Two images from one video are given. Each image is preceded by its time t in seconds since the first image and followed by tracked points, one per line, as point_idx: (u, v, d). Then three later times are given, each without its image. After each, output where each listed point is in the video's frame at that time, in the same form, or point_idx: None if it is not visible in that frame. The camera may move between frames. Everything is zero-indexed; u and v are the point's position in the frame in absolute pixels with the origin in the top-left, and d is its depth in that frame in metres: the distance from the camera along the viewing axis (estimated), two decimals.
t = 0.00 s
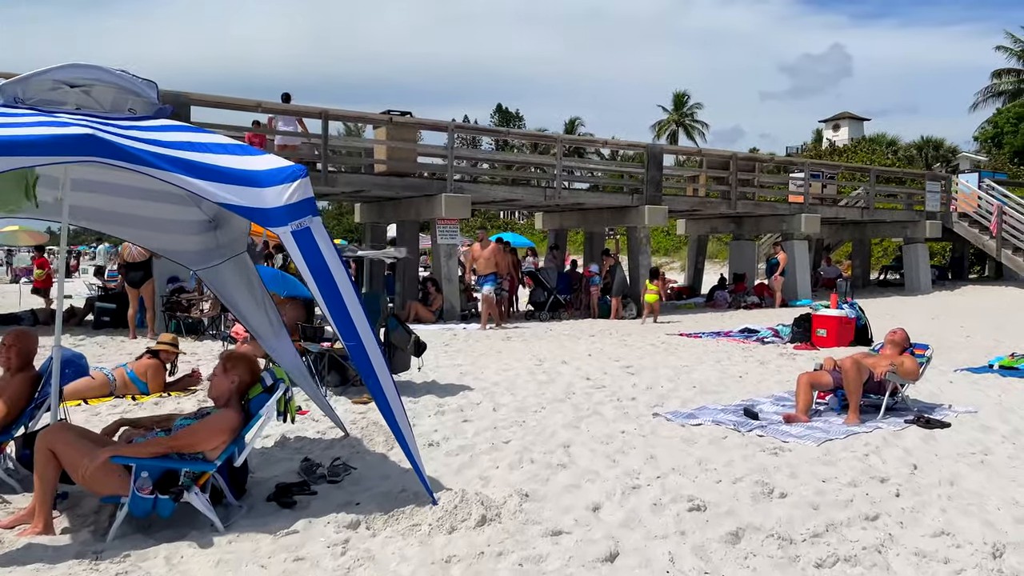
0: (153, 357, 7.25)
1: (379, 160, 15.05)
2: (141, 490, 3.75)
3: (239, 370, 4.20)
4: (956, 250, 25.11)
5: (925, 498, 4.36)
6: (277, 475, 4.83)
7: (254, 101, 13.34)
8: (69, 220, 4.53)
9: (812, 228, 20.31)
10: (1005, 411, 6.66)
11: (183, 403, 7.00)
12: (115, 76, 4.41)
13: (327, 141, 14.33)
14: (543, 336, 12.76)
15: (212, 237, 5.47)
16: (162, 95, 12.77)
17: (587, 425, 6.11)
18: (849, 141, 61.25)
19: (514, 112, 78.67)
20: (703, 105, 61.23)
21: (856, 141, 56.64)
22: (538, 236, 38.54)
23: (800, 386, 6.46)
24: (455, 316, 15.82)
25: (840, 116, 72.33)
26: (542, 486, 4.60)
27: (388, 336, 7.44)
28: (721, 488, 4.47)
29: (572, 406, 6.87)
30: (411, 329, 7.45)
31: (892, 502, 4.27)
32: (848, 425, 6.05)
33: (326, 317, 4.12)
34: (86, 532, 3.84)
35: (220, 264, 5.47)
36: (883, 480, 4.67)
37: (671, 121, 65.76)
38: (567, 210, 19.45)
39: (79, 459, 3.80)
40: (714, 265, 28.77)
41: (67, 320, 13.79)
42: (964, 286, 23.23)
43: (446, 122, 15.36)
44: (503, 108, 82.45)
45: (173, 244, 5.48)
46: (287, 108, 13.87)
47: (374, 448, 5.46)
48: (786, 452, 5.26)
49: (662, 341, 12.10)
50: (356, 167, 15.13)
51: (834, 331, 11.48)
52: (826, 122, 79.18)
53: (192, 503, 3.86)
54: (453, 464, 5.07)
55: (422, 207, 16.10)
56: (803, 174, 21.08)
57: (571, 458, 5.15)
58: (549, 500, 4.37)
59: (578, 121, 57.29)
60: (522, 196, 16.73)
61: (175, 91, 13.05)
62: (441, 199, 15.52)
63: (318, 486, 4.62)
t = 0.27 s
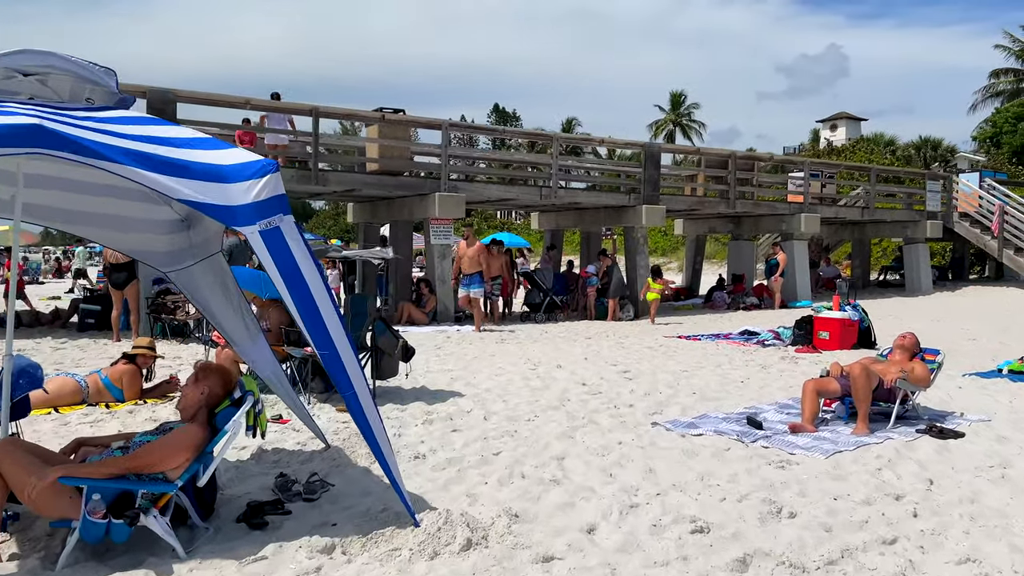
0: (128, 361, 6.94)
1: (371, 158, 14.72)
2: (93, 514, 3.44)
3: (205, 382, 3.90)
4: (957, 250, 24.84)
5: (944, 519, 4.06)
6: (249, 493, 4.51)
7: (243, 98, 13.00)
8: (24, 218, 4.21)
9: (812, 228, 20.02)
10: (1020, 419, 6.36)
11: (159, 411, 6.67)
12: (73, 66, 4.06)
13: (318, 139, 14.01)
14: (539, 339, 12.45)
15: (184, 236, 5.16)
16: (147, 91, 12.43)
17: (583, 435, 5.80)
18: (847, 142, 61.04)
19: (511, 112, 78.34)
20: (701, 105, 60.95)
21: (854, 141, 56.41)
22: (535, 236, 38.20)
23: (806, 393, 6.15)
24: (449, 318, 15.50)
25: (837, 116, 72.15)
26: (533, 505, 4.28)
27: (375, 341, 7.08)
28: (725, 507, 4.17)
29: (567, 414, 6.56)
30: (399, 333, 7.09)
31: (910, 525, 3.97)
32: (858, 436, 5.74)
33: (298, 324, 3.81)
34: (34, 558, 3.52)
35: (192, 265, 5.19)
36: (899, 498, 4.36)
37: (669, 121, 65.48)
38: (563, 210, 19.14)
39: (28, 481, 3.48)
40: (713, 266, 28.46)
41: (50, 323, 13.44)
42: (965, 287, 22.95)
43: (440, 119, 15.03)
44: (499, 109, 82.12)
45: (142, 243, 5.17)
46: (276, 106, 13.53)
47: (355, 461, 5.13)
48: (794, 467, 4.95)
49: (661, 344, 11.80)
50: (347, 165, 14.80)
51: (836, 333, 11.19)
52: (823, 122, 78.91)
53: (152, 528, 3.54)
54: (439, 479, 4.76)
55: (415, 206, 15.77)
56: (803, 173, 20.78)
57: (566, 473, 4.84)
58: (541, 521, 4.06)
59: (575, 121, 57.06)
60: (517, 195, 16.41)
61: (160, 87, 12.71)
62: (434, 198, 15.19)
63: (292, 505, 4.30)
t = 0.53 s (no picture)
0: (105, 364, 6.60)
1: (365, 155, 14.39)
2: (40, 535, 3.13)
3: (175, 389, 3.56)
4: (961, 250, 24.52)
5: (974, 536, 3.74)
6: (223, 506, 4.19)
7: (233, 92, 12.67)
8: None
9: (815, 227, 19.69)
10: None
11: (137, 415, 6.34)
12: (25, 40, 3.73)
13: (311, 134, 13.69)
14: (537, 339, 12.13)
15: (160, 231, 4.72)
16: (135, 84, 12.11)
17: (582, 442, 5.48)
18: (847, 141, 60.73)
19: (509, 112, 78.00)
20: (700, 104, 60.63)
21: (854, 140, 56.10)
22: (533, 236, 37.85)
23: (817, 398, 5.83)
24: (446, 318, 15.17)
25: (838, 116, 71.81)
26: (528, 520, 3.97)
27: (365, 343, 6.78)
28: (737, 524, 3.85)
29: (566, 419, 6.24)
30: (389, 335, 6.79)
31: (938, 543, 3.66)
32: (873, 443, 5.42)
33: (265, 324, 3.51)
34: None
35: (168, 262, 4.80)
36: (924, 512, 4.05)
37: (668, 120, 65.15)
38: (562, 208, 18.81)
39: None
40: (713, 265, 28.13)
41: (36, 323, 13.11)
42: (970, 286, 22.62)
43: (436, 115, 14.70)
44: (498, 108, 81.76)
45: (115, 237, 4.73)
46: (268, 100, 13.21)
47: (340, 470, 4.82)
48: (808, 477, 4.63)
49: (662, 345, 11.47)
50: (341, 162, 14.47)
51: (843, 334, 10.87)
52: (824, 121, 78.57)
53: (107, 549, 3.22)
54: (427, 490, 4.44)
55: (410, 204, 15.45)
56: (805, 171, 20.45)
57: (564, 484, 4.52)
58: (537, 538, 3.75)
59: (573, 120, 56.73)
60: (515, 192, 16.08)
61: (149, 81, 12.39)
62: (430, 196, 14.86)
63: (267, 520, 3.98)
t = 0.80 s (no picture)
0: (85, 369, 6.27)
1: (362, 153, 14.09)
2: None
3: (145, 403, 3.27)
4: (968, 250, 24.18)
5: (1011, 563, 3.45)
6: (197, 526, 3.89)
7: (227, 88, 12.37)
8: None
9: (821, 226, 19.37)
10: None
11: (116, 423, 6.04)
12: None
13: (306, 132, 13.40)
14: (537, 341, 11.83)
15: (133, 229, 4.42)
16: (126, 80, 11.82)
17: (584, 454, 5.18)
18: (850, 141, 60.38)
19: (510, 112, 77.69)
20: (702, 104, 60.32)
21: (858, 140, 55.73)
22: (534, 236, 37.53)
23: (832, 407, 5.51)
24: (445, 320, 14.87)
25: (841, 115, 71.42)
26: (527, 543, 3.67)
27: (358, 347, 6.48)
28: (752, 548, 3.56)
29: (567, 428, 5.94)
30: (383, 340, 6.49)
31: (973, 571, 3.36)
32: (892, 455, 5.11)
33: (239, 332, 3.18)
34: None
35: (141, 263, 4.49)
36: (955, 534, 3.75)
37: (670, 120, 64.80)
38: (563, 208, 18.50)
39: None
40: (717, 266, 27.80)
41: (27, 325, 12.84)
42: (978, 287, 22.29)
43: (435, 112, 14.40)
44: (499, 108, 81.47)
45: (83, 237, 4.40)
46: (262, 97, 12.91)
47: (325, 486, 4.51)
48: (826, 494, 4.33)
49: (666, 348, 11.16)
50: (339, 160, 14.18)
51: (852, 337, 10.56)
52: (826, 121, 78.19)
53: None
54: (418, 508, 4.14)
55: (408, 203, 15.15)
56: (811, 170, 20.13)
57: (566, 501, 4.22)
58: (535, 564, 3.45)
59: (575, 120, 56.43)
60: (516, 192, 15.78)
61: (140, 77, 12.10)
62: (429, 195, 14.56)
63: (244, 543, 3.68)
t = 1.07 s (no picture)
0: (61, 371, 5.87)
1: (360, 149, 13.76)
2: None
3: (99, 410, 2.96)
4: (978, 249, 23.79)
5: None
6: (163, 546, 3.58)
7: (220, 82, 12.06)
8: None
9: (829, 225, 18.99)
10: None
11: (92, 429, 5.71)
12: None
13: (303, 127, 13.08)
14: (539, 343, 11.49)
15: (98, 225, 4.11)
16: (117, 74, 11.51)
17: (586, 464, 4.85)
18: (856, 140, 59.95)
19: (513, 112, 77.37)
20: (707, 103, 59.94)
21: (864, 139, 55.30)
22: (537, 236, 37.18)
23: (851, 413, 5.17)
24: (444, 320, 14.55)
25: (846, 114, 70.94)
26: (522, 567, 3.34)
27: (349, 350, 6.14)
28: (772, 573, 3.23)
29: (568, 435, 5.60)
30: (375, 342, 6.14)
31: None
32: (917, 466, 4.77)
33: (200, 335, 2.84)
34: None
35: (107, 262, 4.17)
36: (993, 556, 3.42)
37: (674, 120, 64.40)
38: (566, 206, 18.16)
39: None
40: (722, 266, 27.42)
41: (17, 325, 12.53)
42: (988, 287, 21.89)
43: (434, 108, 14.07)
44: (502, 107, 81.15)
45: (46, 231, 4.09)
46: (257, 92, 12.59)
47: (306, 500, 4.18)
48: (849, 510, 3.99)
49: (671, 349, 10.82)
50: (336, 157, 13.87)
51: (864, 338, 10.22)
52: (831, 121, 77.68)
53: None
54: (405, 526, 3.80)
55: (408, 200, 14.82)
56: (818, 168, 19.76)
57: (565, 517, 3.90)
58: None
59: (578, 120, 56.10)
60: (518, 189, 15.45)
61: (132, 71, 11.79)
62: (428, 192, 14.23)
63: (212, 566, 3.35)
